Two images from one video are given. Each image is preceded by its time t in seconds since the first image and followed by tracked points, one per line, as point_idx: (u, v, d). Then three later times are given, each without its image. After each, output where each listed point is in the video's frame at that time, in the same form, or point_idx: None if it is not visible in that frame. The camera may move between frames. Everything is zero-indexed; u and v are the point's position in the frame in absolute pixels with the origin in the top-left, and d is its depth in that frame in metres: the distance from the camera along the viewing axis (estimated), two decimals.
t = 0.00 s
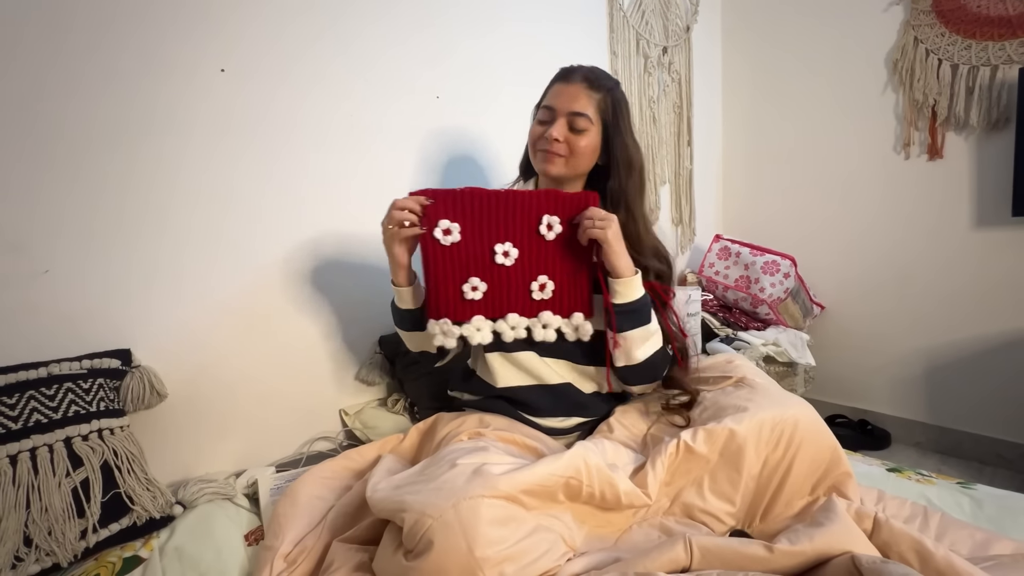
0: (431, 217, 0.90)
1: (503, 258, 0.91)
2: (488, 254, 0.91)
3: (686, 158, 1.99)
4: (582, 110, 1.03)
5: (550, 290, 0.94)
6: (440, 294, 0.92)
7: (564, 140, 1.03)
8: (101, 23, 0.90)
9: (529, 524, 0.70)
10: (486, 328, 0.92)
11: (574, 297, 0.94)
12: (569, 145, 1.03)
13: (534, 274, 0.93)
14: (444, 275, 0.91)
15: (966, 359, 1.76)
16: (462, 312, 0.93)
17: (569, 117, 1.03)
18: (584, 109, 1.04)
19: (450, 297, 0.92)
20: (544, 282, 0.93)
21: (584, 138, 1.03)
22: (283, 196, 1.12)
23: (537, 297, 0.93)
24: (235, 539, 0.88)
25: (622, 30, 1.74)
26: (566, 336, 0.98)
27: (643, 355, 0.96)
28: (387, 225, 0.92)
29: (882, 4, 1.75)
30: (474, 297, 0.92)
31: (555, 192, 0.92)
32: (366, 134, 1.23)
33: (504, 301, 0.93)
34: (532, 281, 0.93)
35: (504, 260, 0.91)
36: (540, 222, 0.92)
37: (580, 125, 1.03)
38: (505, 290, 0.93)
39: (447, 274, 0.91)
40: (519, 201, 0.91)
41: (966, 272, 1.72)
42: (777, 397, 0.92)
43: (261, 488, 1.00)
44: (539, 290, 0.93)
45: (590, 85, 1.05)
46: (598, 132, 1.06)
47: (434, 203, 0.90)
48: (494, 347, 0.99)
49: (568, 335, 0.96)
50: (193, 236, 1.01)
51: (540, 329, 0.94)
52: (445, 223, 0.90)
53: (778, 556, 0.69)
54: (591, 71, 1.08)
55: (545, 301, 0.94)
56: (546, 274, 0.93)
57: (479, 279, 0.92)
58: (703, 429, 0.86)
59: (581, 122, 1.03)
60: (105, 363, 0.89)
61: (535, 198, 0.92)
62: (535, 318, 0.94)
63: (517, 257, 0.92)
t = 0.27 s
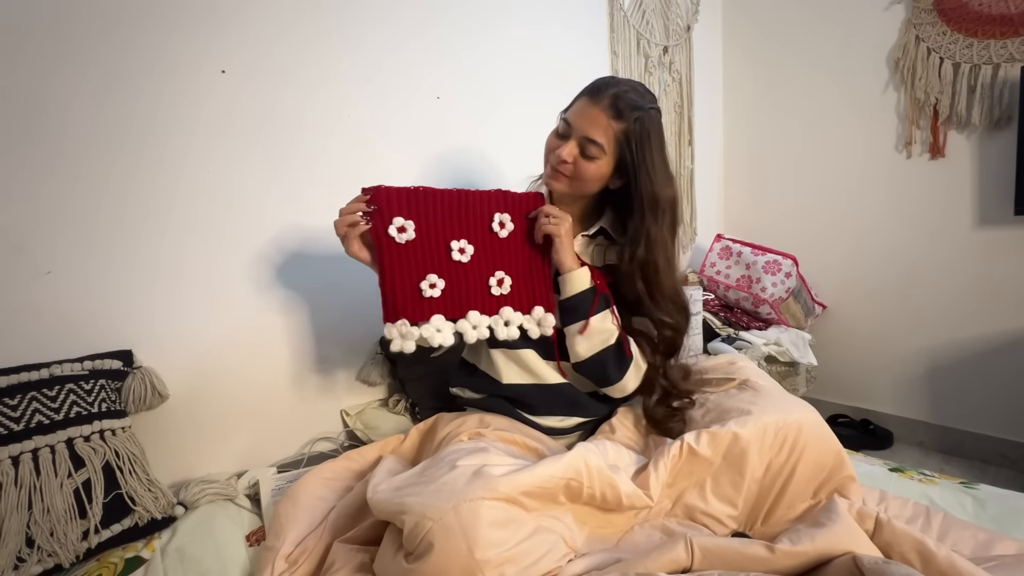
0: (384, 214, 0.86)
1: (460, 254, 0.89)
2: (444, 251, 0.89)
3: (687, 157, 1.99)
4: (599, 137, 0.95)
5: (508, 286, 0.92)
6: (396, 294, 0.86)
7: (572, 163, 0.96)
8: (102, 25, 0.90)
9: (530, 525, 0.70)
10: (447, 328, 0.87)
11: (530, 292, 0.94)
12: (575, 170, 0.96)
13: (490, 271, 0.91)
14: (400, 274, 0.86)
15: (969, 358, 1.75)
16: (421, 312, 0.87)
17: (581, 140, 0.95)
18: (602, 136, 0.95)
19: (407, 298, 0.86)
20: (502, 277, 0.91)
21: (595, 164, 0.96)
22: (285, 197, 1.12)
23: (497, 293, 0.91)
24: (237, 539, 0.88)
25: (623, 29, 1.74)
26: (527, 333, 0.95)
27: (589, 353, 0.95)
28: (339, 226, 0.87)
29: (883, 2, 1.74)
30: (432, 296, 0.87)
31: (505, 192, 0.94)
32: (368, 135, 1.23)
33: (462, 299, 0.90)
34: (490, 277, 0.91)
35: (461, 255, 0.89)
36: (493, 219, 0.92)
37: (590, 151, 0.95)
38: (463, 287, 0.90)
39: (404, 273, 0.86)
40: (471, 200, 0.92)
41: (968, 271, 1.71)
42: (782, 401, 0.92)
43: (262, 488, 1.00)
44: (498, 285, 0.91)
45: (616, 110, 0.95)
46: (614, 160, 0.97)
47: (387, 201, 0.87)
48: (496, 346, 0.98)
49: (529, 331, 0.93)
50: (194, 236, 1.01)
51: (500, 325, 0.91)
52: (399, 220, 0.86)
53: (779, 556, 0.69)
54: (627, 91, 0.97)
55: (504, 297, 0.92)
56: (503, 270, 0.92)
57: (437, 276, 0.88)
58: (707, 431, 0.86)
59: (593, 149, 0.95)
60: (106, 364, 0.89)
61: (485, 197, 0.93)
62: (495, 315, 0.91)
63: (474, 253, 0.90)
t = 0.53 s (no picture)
0: (389, 205, 0.87)
1: (461, 246, 0.89)
2: (446, 242, 0.89)
3: (689, 157, 1.99)
4: (600, 140, 0.94)
5: (507, 278, 0.92)
6: (398, 280, 0.87)
7: (575, 167, 0.96)
8: (106, 26, 0.90)
9: (533, 526, 0.70)
10: (445, 315, 0.88)
11: (529, 286, 0.93)
12: (577, 173, 0.96)
13: (489, 263, 0.91)
14: (401, 263, 0.87)
15: (972, 357, 1.75)
16: (421, 299, 0.88)
17: (583, 144, 0.95)
18: (603, 140, 0.94)
19: (408, 285, 0.87)
20: (501, 269, 0.91)
21: (597, 167, 0.95)
22: (288, 196, 1.12)
23: (494, 285, 0.91)
24: (240, 538, 0.88)
25: (624, 29, 1.74)
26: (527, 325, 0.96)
27: (578, 344, 0.94)
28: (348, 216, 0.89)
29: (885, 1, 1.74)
30: (433, 285, 0.88)
31: (510, 188, 0.95)
32: (370, 136, 1.23)
33: (461, 289, 0.90)
34: (489, 269, 0.91)
35: (461, 246, 0.89)
36: (496, 214, 0.92)
37: (593, 155, 0.94)
38: (462, 278, 0.90)
39: (406, 262, 0.87)
40: (475, 194, 0.92)
41: (970, 270, 1.71)
42: (787, 403, 0.91)
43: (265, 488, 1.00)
44: (496, 277, 0.91)
45: (618, 112, 0.93)
46: (617, 162, 0.96)
47: (394, 192, 0.88)
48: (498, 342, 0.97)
49: (527, 323, 0.94)
50: (196, 237, 1.01)
51: (498, 316, 0.91)
52: (404, 210, 0.87)
53: (782, 556, 0.69)
54: (630, 92, 0.95)
55: (502, 288, 0.92)
56: (502, 262, 0.92)
57: (438, 266, 0.89)
58: (711, 433, 0.86)
59: (595, 152, 0.94)
60: (109, 365, 0.89)
61: (490, 193, 0.93)
62: (492, 306, 0.92)
63: (475, 246, 0.90)
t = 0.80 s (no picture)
0: (397, 203, 0.87)
1: (468, 245, 0.90)
2: (452, 240, 0.90)
3: (691, 157, 1.99)
4: (606, 143, 0.94)
5: (513, 276, 0.92)
6: (404, 277, 0.87)
7: (582, 169, 0.96)
8: (112, 29, 0.91)
9: (537, 524, 0.70)
10: (451, 313, 0.89)
11: (534, 285, 0.93)
12: (583, 174, 0.96)
13: (495, 261, 0.92)
14: (408, 260, 0.87)
15: (975, 357, 1.75)
16: (427, 296, 0.89)
17: (588, 145, 0.95)
18: (610, 142, 0.95)
19: (414, 282, 0.88)
20: (506, 268, 0.92)
21: (604, 169, 0.96)
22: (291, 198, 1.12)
23: (499, 283, 0.91)
24: (245, 537, 0.88)
25: (626, 29, 1.74)
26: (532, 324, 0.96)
27: (578, 344, 0.95)
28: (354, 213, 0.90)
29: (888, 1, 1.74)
30: (439, 282, 0.89)
31: (516, 188, 0.95)
32: (373, 138, 1.23)
33: (466, 287, 0.90)
34: (494, 268, 0.91)
35: (468, 245, 0.90)
36: (502, 214, 0.93)
37: (598, 156, 0.95)
38: (468, 276, 0.90)
39: (413, 259, 0.88)
40: (482, 193, 0.92)
41: (973, 269, 1.71)
42: (788, 401, 0.91)
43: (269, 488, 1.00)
44: (502, 276, 0.92)
45: (624, 114, 0.94)
46: (624, 164, 0.97)
47: (401, 191, 0.88)
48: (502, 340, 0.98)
49: (532, 322, 0.94)
50: (201, 237, 1.02)
51: (503, 315, 0.91)
52: (412, 208, 0.87)
53: (785, 554, 0.69)
54: (636, 93, 0.95)
55: (506, 287, 0.92)
56: (507, 261, 0.92)
57: (444, 264, 0.89)
58: (712, 431, 0.86)
59: (601, 153, 0.95)
60: (116, 365, 0.90)
61: (496, 192, 0.94)
62: (497, 304, 0.92)
63: (480, 244, 0.91)
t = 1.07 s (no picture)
0: (404, 200, 0.88)
1: (473, 243, 0.90)
2: (458, 238, 0.90)
3: (693, 157, 1.99)
4: (611, 142, 0.95)
5: (517, 275, 0.92)
6: (410, 273, 0.88)
7: (587, 169, 0.96)
8: (117, 31, 0.92)
9: (541, 521, 0.70)
10: (455, 310, 0.89)
11: (539, 283, 0.93)
12: (589, 173, 0.97)
13: (500, 260, 0.92)
14: (414, 257, 0.88)
15: (979, 356, 1.74)
16: (432, 293, 0.89)
17: (595, 145, 0.96)
18: (614, 141, 0.95)
19: (420, 278, 0.88)
20: (511, 266, 0.92)
21: (609, 169, 0.96)
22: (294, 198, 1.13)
23: (504, 281, 0.91)
24: (249, 537, 0.88)
25: (628, 29, 1.74)
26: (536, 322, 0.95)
27: (580, 343, 0.95)
28: (361, 211, 0.91)
29: None
30: (444, 279, 0.89)
31: (522, 187, 0.96)
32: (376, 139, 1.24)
33: (471, 284, 0.90)
34: (499, 266, 0.91)
35: (473, 242, 0.90)
36: (508, 213, 0.93)
37: (604, 156, 0.95)
38: (473, 273, 0.90)
39: (418, 256, 0.88)
40: (488, 192, 0.93)
41: (977, 268, 1.70)
42: (790, 399, 0.91)
43: (273, 487, 1.01)
44: (507, 274, 0.91)
45: (629, 114, 0.94)
46: (629, 164, 0.97)
47: (408, 188, 0.89)
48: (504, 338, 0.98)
49: (536, 320, 0.93)
50: (206, 237, 1.02)
51: (506, 312, 0.91)
52: (418, 205, 0.88)
53: (788, 553, 0.69)
54: (641, 94, 0.95)
55: (511, 285, 0.92)
56: (513, 260, 0.92)
57: (450, 261, 0.89)
58: (715, 430, 0.86)
59: (607, 153, 0.95)
60: (121, 365, 0.90)
61: (502, 191, 0.94)
62: (501, 302, 0.92)
63: (486, 242, 0.91)
